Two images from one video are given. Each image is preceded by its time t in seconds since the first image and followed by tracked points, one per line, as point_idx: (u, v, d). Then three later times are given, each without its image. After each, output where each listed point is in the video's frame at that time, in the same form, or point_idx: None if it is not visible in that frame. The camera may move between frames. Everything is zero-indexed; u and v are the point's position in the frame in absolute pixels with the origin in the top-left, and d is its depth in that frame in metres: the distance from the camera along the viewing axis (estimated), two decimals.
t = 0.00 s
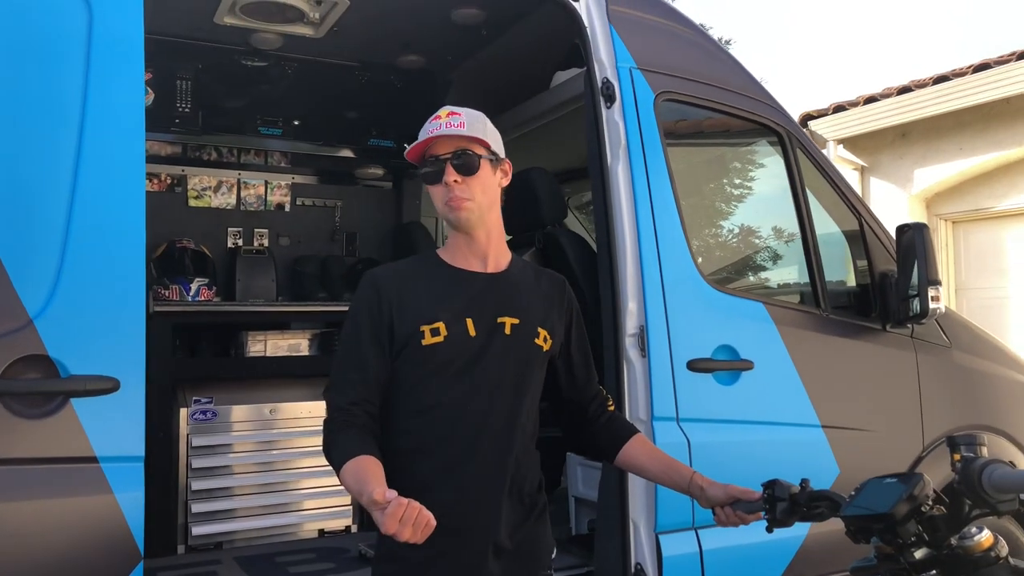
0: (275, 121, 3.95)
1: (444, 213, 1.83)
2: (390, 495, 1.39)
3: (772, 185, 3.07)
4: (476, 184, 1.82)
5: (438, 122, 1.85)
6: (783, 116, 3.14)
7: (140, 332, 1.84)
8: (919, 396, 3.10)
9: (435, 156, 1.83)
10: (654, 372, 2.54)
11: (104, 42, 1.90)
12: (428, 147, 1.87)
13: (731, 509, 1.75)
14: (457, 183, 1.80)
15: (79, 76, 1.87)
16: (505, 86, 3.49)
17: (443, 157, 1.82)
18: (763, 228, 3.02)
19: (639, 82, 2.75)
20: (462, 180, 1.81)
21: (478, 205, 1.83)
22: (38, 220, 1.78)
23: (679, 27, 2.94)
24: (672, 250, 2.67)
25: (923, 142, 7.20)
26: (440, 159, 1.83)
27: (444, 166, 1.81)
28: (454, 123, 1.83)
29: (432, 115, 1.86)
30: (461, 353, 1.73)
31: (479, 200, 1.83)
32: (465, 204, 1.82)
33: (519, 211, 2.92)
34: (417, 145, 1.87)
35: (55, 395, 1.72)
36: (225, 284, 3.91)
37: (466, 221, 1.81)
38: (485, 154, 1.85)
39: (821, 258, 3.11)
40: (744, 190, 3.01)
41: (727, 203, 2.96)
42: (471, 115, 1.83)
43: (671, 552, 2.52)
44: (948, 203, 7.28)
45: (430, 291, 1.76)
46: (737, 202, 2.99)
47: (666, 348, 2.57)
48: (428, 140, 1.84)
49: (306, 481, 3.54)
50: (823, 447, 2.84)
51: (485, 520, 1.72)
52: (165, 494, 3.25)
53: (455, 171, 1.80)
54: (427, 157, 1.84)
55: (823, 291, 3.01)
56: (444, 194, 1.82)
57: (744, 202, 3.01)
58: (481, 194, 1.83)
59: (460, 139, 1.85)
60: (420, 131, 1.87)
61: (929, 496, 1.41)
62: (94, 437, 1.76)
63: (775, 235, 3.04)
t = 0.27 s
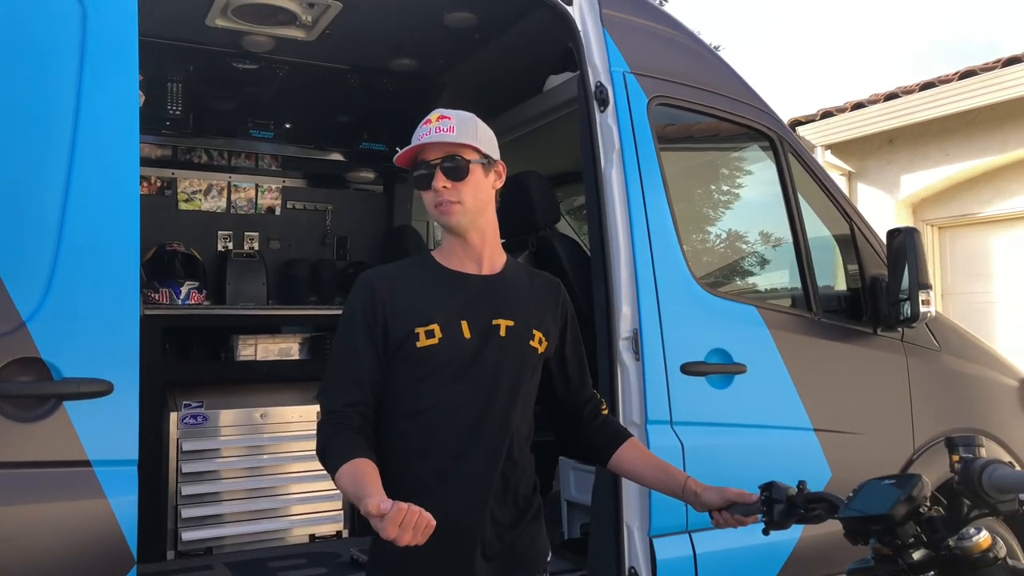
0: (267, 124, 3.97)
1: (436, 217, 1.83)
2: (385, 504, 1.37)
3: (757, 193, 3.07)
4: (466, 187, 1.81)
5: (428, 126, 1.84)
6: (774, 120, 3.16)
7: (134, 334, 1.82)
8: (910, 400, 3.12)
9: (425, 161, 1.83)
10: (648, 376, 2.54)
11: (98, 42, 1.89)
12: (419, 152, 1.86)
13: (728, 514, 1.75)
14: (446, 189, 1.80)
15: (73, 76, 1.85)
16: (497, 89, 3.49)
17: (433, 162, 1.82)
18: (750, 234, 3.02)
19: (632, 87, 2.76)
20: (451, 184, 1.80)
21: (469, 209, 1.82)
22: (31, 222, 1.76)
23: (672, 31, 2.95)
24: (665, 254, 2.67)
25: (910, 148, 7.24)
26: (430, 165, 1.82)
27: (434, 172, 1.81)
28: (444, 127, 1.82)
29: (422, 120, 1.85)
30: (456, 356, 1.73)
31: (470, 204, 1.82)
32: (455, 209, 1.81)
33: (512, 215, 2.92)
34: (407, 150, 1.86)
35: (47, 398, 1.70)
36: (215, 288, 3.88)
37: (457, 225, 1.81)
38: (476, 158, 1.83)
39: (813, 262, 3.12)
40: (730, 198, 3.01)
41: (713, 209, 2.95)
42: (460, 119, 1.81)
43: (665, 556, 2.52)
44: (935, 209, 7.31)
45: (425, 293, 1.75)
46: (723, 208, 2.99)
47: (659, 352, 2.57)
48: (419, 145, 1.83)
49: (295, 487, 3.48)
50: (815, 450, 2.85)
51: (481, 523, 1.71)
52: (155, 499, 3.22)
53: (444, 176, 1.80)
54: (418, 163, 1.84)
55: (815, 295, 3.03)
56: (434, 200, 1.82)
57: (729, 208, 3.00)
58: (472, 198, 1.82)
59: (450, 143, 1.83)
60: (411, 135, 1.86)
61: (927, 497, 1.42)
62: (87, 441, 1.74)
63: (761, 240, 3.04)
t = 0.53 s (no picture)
0: (258, 126, 3.96)
1: (433, 221, 1.82)
2: (397, 504, 1.36)
3: (745, 197, 3.07)
4: (467, 194, 1.80)
5: (432, 128, 1.82)
6: (766, 124, 3.17)
7: (128, 337, 1.80)
8: (900, 403, 3.14)
9: (426, 164, 1.82)
10: (642, 380, 2.55)
11: (94, 42, 1.88)
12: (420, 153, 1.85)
13: (725, 516, 1.75)
14: (446, 194, 1.79)
15: (67, 76, 1.84)
16: (490, 91, 3.49)
17: (434, 165, 1.81)
18: (737, 239, 3.01)
19: (626, 90, 2.77)
20: (452, 190, 1.79)
21: (467, 215, 1.81)
22: (24, 223, 1.74)
23: (664, 35, 2.96)
24: (659, 257, 2.68)
25: (896, 153, 7.29)
26: (431, 167, 1.81)
27: (435, 175, 1.80)
28: (448, 130, 1.80)
29: (426, 120, 1.83)
30: (448, 359, 1.72)
31: (469, 210, 1.81)
32: (454, 214, 1.81)
33: (505, 218, 2.92)
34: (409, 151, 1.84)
35: (41, 401, 1.69)
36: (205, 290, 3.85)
37: (455, 230, 1.80)
38: (477, 164, 1.82)
39: (804, 266, 3.13)
40: (717, 202, 3.00)
41: (701, 214, 2.93)
42: (464, 123, 1.80)
43: (659, 559, 2.52)
44: (921, 213, 7.32)
45: (418, 296, 1.75)
46: (711, 213, 2.97)
47: (653, 355, 2.58)
48: (421, 147, 1.82)
49: (284, 490, 3.45)
50: (807, 453, 2.86)
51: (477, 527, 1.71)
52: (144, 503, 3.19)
53: (445, 180, 1.79)
54: (418, 165, 1.82)
55: (807, 298, 3.04)
56: (433, 204, 1.80)
57: (716, 213, 2.99)
58: (471, 205, 1.81)
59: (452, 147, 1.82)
60: (413, 135, 1.84)
61: (925, 500, 1.43)
62: (81, 445, 1.72)
63: (749, 244, 3.03)
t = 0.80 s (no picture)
0: (249, 128, 3.93)
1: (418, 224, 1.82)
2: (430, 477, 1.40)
3: (734, 201, 3.08)
4: (449, 195, 1.80)
5: (413, 131, 1.82)
6: (757, 127, 3.19)
7: (121, 340, 1.79)
8: (891, 406, 3.16)
9: (409, 166, 1.82)
10: (635, 382, 2.55)
11: (87, 42, 1.86)
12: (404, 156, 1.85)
13: (722, 518, 1.76)
14: (429, 196, 1.79)
15: (60, 78, 1.82)
16: (482, 92, 3.49)
17: (416, 168, 1.81)
18: (724, 243, 3.00)
19: (620, 94, 2.77)
20: (433, 192, 1.79)
21: (452, 216, 1.81)
22: (16, 226, 1.73)
23: (657, 38, 2.97)
24: (652, 260, 2.68)
25: (883, 157, 7.33)
26: (412, 170, 1.81)
27: (417, 178, 1.80)
28: (429, 132, 1.81)
29: (407, 123, 1.83)
30: (439, 360, 1.71)
31: (452, 211, 1.81)
32: (438, 216, 1.81)
33: (498, 221, 2.92)
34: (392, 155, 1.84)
35: (33, 405, 1.67)
36: (195, 293, 3.82)
37: (440, 232, 1.80)
38: (460, 165, 1.82)
39: (796, 270, 3.15)
40: (705, 207, 2.98)
41: (689, 218, 2.93)
42: (445, 125, 1.80)
43: (653, 562, 2.52)
44: (908, 218, 7.38)
45: (408, 297, 1.74)
46: (698, 217, 2.96)
47: (647, 357, 2.58)
48: (403, 150, 1.82)
49: (272, 495, 3.41)
50: (799, 455, 2.87)
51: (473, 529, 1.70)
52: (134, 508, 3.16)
53: (426, 182, 1.79)
54: (402, 168, 1.83)
55: (799, 301, 3.05)
56: (416, 206, 1.81)
57: (704, 217, 2.98)
58: (455, 206, 1.81)
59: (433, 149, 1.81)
60: (395, 140, 1.84)
61: (923, 502, 1.43)
62: (74, 449, 1.71)
63: (737, 249, 3.03)
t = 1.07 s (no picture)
0: (240, 129, 3.91)
1: (418, 221, 1.82)
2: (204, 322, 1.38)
3: (722, 205, 3.07)
4: (449, 189, 1.80)
5: (410, 128, 1.84)
6: (748, 130, 3.21)
7: (115, 341, 1.77)
8: (881, 408, 3.17)
9: (407, 163, 1.83)
10: (628, 385, 2.55)
11: (80, 42, 1.85)
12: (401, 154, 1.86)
13: (718, 519, 1.76)
14: (429, 190, 1.79)
15: (53, 76, 1.81)
16: (475, 94, 3.49)
17: (415, 163, 1.82)
18: (711, 246, 2.99)
19: (611, 96, 2.77)
20: (435, 185, 1.79)
21: (452, 212, 1.81)
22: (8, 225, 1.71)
23: (649, 41, 2.99)
24: (644, 262, 2.69)
25: (869, 162, 7.39)
26: (412, 165, 1.82)
27: (417, 172, 1.80)
28: (427, 129, 1.82)
29: (404, 121, 1.85)
30: (433, 362, 1.70)
31: (452, 206, 1.81)
32: (439, 210, 1.80)
33: (491, 224, 2.93)
34: (389, 152, 1.85)
35: (25, 407, 1.65)
36: (184, 295, 3.80)
37: (439, 227, 1.79)
38: (458, 160, 1.84)
39: (787, 272, 3.17)
40: (693, 209, 2.97)
41: (675, 222, 2.90)
42: (443, 121, 1.83)
43: (646, 563, 2.52)
44: (894, 222, 7.43)
45: (403, 299, 1.73)
46: (684, 221, 2.94)
47: (639, 360, 2.58)
48: (402, 147, 1.83)
49: (261, 498, 3.32)
50: (790, 457, 2.88)
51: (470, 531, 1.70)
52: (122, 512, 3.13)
53: (427, 177, 1.79)
54: (400, 165, 1.83)
55: (790, 304, 3.06)
56: (417, 202, 1.80)
57: (693, 220, 2.97)
58: (455, 201, 1.82)
59: (431, 145, 1.83)
60: (392, 138, 1.85)
61: (919, 501, 1.43)
62: (66, 451, 1.69)
63: (723, 252, 3.02)
